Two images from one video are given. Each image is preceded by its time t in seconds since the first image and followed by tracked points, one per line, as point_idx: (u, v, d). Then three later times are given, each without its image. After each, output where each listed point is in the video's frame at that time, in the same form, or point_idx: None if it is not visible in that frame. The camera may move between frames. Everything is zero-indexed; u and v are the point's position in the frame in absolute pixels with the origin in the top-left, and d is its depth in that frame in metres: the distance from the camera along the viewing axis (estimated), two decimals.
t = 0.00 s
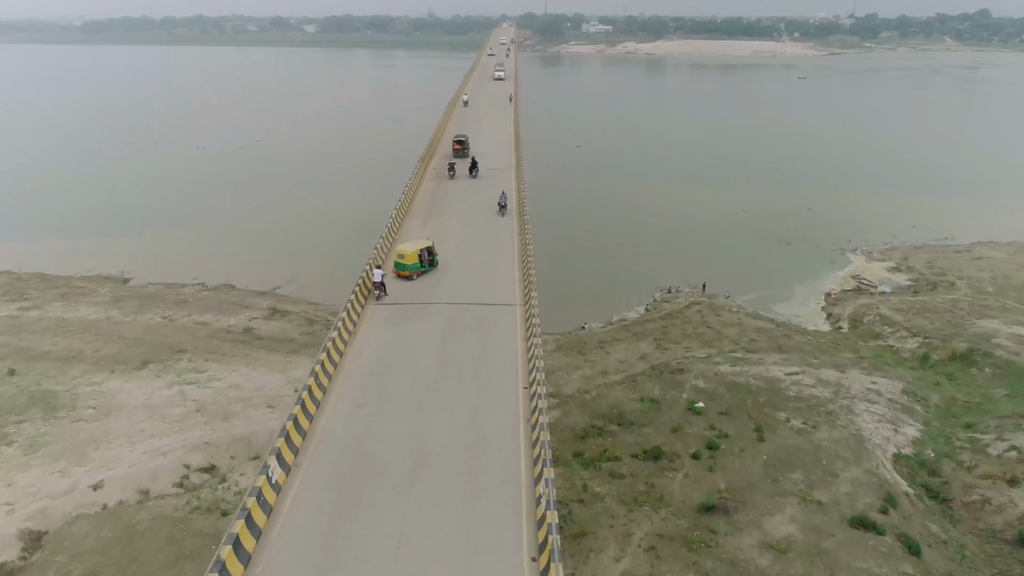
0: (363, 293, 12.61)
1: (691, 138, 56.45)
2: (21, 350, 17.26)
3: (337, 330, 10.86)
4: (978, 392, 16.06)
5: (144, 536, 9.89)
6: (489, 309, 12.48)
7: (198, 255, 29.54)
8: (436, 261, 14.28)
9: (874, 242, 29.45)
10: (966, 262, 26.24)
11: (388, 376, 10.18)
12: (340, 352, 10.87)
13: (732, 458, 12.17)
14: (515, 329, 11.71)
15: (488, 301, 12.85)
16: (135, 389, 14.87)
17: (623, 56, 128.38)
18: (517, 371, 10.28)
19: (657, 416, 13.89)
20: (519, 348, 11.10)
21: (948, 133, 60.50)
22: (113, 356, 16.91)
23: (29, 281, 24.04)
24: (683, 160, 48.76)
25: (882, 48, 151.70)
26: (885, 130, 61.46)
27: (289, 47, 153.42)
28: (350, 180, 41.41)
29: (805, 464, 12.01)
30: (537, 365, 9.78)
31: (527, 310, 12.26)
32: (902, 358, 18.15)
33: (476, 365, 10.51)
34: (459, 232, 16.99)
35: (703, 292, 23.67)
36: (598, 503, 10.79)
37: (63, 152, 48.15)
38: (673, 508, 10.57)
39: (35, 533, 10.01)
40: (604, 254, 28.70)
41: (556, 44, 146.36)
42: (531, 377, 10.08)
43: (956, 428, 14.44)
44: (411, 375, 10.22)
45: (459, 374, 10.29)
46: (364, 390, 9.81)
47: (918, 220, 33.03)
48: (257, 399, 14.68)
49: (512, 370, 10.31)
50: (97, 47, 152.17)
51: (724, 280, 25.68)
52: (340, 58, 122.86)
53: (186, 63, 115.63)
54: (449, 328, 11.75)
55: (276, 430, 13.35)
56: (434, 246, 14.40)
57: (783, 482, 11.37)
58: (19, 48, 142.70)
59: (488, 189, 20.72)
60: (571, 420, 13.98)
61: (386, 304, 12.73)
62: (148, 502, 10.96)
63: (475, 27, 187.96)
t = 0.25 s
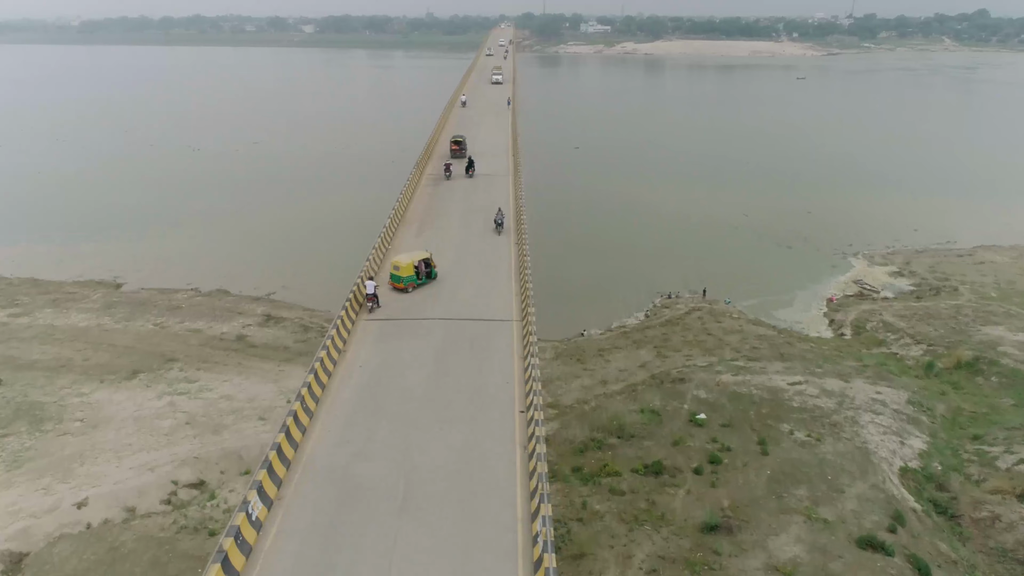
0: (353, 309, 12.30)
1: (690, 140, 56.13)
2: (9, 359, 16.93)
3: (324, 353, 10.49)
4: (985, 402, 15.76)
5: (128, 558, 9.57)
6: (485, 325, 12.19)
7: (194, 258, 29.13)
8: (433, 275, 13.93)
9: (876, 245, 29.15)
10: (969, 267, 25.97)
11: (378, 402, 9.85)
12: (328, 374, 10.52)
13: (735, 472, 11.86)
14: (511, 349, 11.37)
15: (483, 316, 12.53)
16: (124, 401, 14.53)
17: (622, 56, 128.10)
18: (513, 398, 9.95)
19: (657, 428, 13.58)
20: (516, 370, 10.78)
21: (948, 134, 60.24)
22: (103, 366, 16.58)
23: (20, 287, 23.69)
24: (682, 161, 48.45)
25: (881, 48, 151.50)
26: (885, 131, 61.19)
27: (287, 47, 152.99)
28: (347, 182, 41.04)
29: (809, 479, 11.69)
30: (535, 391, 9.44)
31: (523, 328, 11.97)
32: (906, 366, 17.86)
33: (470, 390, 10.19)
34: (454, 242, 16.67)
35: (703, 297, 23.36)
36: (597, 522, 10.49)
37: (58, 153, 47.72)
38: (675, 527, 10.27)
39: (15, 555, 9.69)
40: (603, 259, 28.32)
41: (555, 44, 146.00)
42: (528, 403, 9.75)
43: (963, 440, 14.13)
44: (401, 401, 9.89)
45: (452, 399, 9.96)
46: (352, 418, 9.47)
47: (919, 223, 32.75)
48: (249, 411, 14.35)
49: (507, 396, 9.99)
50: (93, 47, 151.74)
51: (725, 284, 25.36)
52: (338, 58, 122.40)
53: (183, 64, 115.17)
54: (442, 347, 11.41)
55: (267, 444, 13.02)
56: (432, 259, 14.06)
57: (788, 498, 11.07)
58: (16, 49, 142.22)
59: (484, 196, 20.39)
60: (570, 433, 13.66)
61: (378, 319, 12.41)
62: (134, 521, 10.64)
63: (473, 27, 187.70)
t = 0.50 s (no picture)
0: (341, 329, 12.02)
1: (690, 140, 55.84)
2: None
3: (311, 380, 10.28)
4: (992, 413, 15.42)
5: None
6: (480, 347, 11.90)
7: (190, 262, 28.75)
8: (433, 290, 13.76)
9: (878, 250, 28.81)
10: (973, 271, 25.66)
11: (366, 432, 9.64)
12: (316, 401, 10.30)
13: (739, 490, 11.53)
14: (506, 374, 11.11)
15: (478, 336, 12.18)
16: (113, 413, 14.18)
17: (621, 56, 127.81)
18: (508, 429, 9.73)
19: (658, 441, 13.25)
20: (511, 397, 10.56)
21: (951, 134, 59.89)
22: (92, 376, 16.23)
23: (10, 293, 23.32)
24: (682, 162, 48.10)
25: (880, 48, 151.07)
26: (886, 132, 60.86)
27: (284, 48, 152.41)
28: (344, 184, 40.71)
29: (815, 497, 11.36)
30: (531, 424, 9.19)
31: (520, 351, 11.69)
32: (912, 374, 17.54)
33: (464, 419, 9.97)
34: (450, 253, 16.32)
35: (704, 303, 23.05)
36: (598, 543, 10.17)
37: (54, 155, 47.33)
38: (678, 549, 9.95)
39: None
40: (602, 263, 27.91)
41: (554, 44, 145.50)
42: (523, 435, 9.52)
43: (972, 452, 13.79)
44: (390, 432, 9.68)
45: (443, 430, 9.75)
46: (340, 451, 9.27)
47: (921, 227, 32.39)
48: (240, 424, 14.00)
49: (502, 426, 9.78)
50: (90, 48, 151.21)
51: (726, 289, 25.00)
52: (335, 59, 122.20)
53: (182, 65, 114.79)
54: (435, 370, 11.17)
55: (259, 458, 12.67)
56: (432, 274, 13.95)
57: (794, 517, 10.76)
58: (12, 49, 141.57)
59: (481, 203, 20.05)
60: (569, 446, 13.33)
61: (369, 340, 12.10)
62: (120, 541, 10.31)
63: (472, 28, 187.18)
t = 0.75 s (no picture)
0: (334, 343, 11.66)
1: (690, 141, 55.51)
2: None
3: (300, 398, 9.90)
4: (1001, 424, 15.11)
5: None
6: (476, 363, 11.52)
7: (187, 263, 28.33)
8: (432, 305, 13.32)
9: (881, 254, 28.50)
10: (977, 276, 25.35)
11: (358, 454, 9.27)
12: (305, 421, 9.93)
13: (743, 507, 11.22)
14: (503, 391, 10.78)
15: (475, 352, 11.86)
16: (101, 426, 13.83)
17: (620, 57, 127.56)
18: (506, 450, 9.38)
19: (660, 455, 12.93)
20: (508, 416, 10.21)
21: (953, 135, 59.61)
22: (82, 386, 15.89)
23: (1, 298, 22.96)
24: (683, 163, 47.74)
25: (880, 48, 150.86)
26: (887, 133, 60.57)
27: (283, 48, 152.14)
28: (343, 184, 40.33)
29: (822, 515, 11.05)
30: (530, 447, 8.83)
31: (517, 367, 11.29)
32: (918, 384, 17.22)
33: (459, 438, 9.62)
34: (447, 261, 15.98)
35: (705, 310, 22.71)
36: (599, 566, 9.86)
37: (51, 155, 46.92)
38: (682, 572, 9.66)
39: None
40: (602, 266, 27.43)
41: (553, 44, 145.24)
42: (521, 458, 9.17)
43: (981, 466, 13.49)
44: (382, 454, 9.32)
45: (438, 452, 9.37)
46: (330, 473, 8.89)
47: (925, 231, 32.12)
48: (232, 438, 13.65)
49: (499, 446, 9.42)
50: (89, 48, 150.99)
51: (728, 294, 24.59)
52: (335, 59, 121.90)
53: (180, 64, 114.47)
54: (430, 387, 10.82)
55: (250, 474, 12.34)
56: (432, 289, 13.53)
57: (800, 537, 10.46)
58: (10, 49, 141.28)
59: (479, 208, 19.71)
60: (569, 461, 13.00)
61: (362, 355, 11.79)
62: (104, 563, 9.97)
63: (471, 27, 186.91)
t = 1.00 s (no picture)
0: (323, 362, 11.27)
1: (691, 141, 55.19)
2: None
3: (286, 425, 9.50)
4: (1010, 437, 14.77)
5: None
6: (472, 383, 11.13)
7: (184, 264, 27.90)
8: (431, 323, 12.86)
9: (885, 258, 28.16)
10: (983, 282, 25.01)
11: (346, 483, 8.88)
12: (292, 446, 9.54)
13: (749, 527, 10.88)
14: (500, 412, 10.41)
15: (470, 370, 11.53)
16: (87, 441, 13.46)
17: (620, 56, 127.33)
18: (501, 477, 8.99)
19: (662, 471, 12.59)
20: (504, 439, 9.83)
21: (955, 135, 59.29)
22: (69, 398, 15.52)
23: None
24: (684, 164, 47.38)
25: (880, 49, 150.61)
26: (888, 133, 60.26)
27: (282, 48, 151.82)
28: (342, 185, 39.93)
29: (830, 537, 10.71)
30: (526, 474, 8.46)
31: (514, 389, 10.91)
32: (925, 394, 16.87)
33: (453, 463, 9.25)
34: (443, 271, 15.62)
35: (706, 316, 22.36)
36: None
37: (48, 156, 46.55)
38: None
39: None
40: (602, 269, 26.90)
41: (552, 45, 145.00)
42: (517, 489, 8.79)
43: (992, 481, 13.12)
44: (372, 481, 8.96)
45: (431, 480, 9.00)
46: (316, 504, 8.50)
47: (929, 234, 31.79)
48: (222, 453, 13.29)
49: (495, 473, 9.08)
50: (87, 48, 150.75)
51: (730, 300, 24.17)
52: (334, 59, 121.66)
53: (179, 64, 114.26)
54: (423, 408, 10.45)
55: (239, 492, 11.96)
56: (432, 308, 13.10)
57: (808, 561, 10.15)
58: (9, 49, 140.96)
59: (476, 215, 19.35)
60: (569, 477, 12.65)
61: (354, 373, 11.45)
62: None
63: (470, 28, 186.74)
